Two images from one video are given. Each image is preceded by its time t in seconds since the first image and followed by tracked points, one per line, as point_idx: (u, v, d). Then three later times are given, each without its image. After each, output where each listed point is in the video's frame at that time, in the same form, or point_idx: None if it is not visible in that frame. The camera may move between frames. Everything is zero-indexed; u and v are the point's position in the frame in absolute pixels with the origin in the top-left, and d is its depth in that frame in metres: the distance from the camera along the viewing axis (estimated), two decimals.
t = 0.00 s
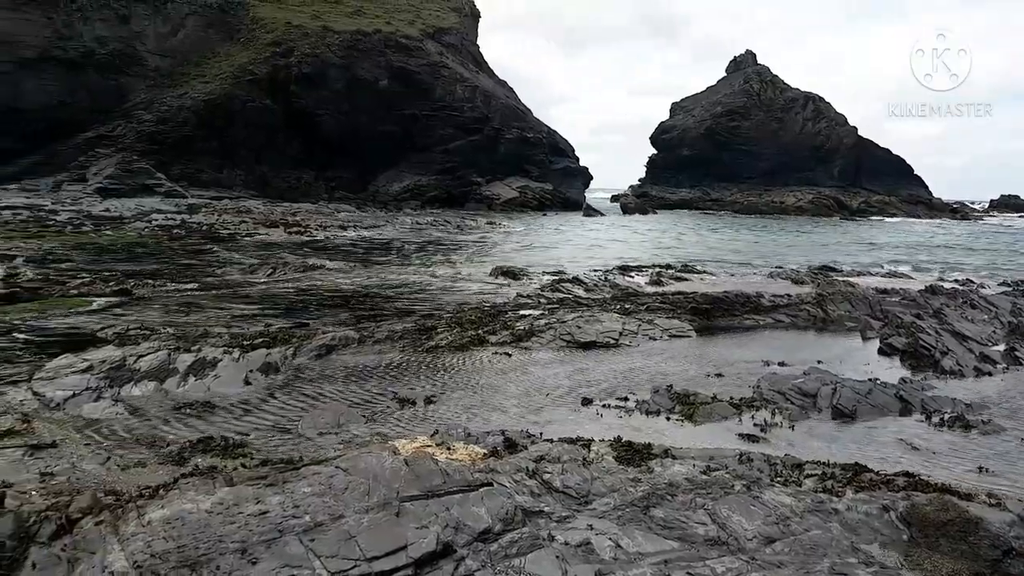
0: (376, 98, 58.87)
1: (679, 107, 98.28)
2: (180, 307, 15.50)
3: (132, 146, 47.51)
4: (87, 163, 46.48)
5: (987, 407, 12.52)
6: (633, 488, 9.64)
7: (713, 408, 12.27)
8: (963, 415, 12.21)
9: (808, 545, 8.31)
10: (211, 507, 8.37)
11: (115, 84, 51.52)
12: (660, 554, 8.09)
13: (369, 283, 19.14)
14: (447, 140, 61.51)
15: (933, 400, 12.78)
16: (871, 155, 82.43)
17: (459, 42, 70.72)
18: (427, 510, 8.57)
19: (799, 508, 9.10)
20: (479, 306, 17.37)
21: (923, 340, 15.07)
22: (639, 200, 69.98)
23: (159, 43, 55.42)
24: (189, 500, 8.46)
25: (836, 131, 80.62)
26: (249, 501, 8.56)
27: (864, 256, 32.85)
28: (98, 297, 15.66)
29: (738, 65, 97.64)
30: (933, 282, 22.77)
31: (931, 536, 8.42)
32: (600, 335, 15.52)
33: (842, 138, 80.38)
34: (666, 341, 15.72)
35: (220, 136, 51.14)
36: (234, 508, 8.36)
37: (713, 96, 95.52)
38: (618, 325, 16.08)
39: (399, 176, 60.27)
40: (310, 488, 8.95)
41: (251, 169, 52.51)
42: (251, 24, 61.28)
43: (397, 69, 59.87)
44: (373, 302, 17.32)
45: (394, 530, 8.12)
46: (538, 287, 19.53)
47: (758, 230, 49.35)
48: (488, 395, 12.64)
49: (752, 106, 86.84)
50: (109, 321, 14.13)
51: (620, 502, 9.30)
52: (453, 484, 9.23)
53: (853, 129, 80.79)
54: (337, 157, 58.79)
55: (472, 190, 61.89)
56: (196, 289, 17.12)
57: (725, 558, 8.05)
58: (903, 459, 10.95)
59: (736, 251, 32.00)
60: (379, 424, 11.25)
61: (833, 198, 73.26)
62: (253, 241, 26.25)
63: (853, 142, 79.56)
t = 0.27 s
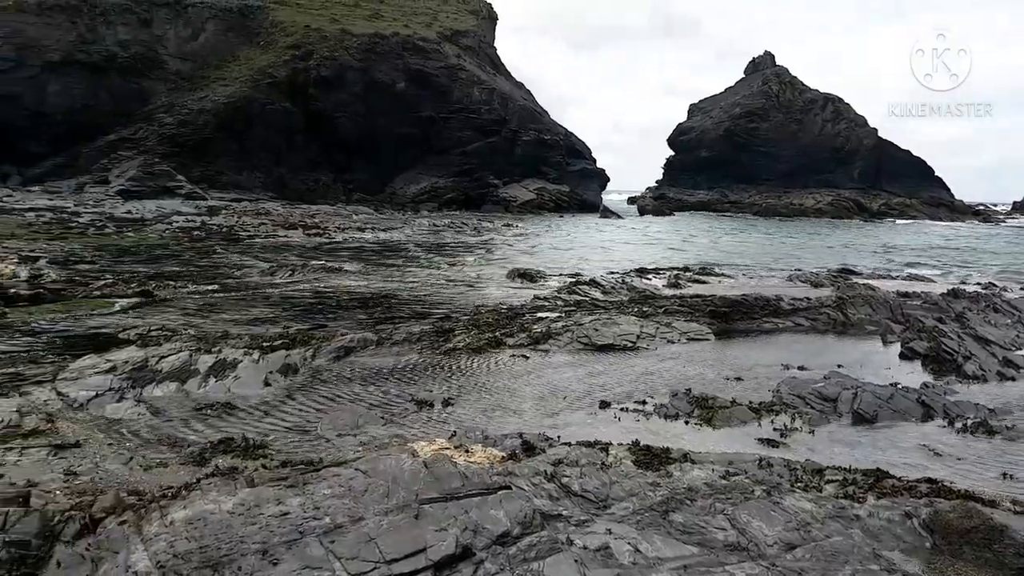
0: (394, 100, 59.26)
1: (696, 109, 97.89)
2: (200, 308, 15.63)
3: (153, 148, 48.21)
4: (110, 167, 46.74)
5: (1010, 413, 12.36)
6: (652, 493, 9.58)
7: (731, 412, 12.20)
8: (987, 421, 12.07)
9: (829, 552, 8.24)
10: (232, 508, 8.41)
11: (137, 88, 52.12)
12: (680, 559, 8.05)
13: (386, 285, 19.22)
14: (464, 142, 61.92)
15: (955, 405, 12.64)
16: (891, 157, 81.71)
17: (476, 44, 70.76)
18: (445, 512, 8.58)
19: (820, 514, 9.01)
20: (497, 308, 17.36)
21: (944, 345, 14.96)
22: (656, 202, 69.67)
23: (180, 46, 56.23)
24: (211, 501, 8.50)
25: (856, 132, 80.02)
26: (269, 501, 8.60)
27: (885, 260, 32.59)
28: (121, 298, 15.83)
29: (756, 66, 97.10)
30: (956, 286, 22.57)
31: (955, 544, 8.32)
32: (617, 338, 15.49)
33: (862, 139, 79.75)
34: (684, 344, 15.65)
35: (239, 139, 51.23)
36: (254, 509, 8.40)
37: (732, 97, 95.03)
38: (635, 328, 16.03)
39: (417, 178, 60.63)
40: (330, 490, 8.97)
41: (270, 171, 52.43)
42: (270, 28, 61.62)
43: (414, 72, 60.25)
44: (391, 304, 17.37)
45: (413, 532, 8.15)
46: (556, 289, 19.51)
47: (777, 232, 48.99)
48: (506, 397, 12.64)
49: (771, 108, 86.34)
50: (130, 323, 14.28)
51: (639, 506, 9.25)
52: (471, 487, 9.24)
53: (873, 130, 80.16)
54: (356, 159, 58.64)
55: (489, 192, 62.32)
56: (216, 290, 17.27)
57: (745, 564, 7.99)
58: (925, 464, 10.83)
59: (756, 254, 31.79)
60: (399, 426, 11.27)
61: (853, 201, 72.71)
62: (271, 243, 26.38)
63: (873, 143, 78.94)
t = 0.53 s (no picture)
0: (412, 105, 59.31)
1: (715, 112, 97.41)
2: (220, 312, 15.74)
3: (175, 153, 48.43)
4: (132, 171, 46.80)
5: None
6: (672, 500, 9.51)
7: (752, 419, 12.11)
8: (1012, 429, 11.89)
9: (852, 561, 8.15)
10: (254, 511, 8.44)
11: (158, 92, 52.77)
12: (700, 567, 8.00)
13: (403, 289, 19.25)
14: (482, 146, 61.84)
15: (980, 412, 12.47)
16: (913, 160, 80.85)
17: (494, 48, 70.34)
18: (465, 518, 8.57)
19: (843, 523, 8.91)
20: (516, 313, 17.35)
21: (969, 351, 14.78)
22: (673, 206, 69.33)
23: (202, 52, 56.76)
24: (233, 505, 8.54)
25: (876, 135, 79.26)
26: (290, 505, 8.63)
27: (907, 265, 32.27)
28: (143, 301, 15.98)
29: (775, 69, 96.47)
30: (983, 292, 22.29)
31: (980, 554, 8.20)
32: (635, 343, 15.42)
33: (883, 142, 78.97)
34: (703, 349, 15.57)
35: (260, 143, 51.76)
36: (276, 512, 8.43)
37: (750, 101, 94.42)
38: (654, 333, 15.96)
39: (434, 183, 60.76)
40: (350, 494, 8.98)
41: (289, 175, 52.79)
42: (290, 33, 61.74)
43: (432, 76, 60.20)
44: (409, 308, 17.39)
45: (434, 537, 8.16)
46: (574, 293, 19.47)
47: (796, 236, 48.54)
48: (525, 403, 12.60)
49: (790, 111, 85.68)
50: (152, 326, 14.41)
51: (660, 513, 9.18)
52: (490, 492, 9.22)
53: (894, 133, 79.39)
54: (374, 163, 58.81)
55: (505, 196, 61.71)
56: (237, 293, 17.43)
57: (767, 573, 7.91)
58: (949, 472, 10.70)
59: (775, 258, 31.51)
60: (419, 431, 11.28)
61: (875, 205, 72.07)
62: (290, 246, 26.49)
63: (894, 146, 78.12)
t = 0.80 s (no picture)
0: (430, 112, 59.20)
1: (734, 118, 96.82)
2: (240, 318, 15.85)
3: (196, 160, 49.10)
4: (155, 177, 47.58)
5: None
6: (692, 510, 9.43)
7: (773, 428, 12.00)
8: None
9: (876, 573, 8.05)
10: (275, 518, 8.46)
11: (180, 100, 53.05)
12: None
13: (420, 296, 19.27)
14: (500, 153, 60.51)
15: (1005, 422, 12.30)
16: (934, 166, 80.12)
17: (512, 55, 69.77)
18: (484, 526, 8.56)
19: (866, 534, 8.79)
20: (534, 320, 17.33)
21: (993, 360, 14.59)
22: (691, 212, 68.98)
23: (223, 60, 56.93)
24: (254, 510, 8.57)
25: (897, 141, 78.63)
26: (311, 512, 8.64)
27: (929, 272, 31.93)
28: (165, 307, 16.15)
29: (795, 75, 95.58)
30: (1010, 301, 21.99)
31: (1007, 568, 8.07)
32: (654, 350, 15.36)
33: (904, 148, 78.40)
34: (723, 357, 15.49)
35: (281, 151, 52.32)
36: (297, 519, 8.45)
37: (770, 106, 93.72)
38: (673, 341, 15.89)
39: (452, 189, 60.28)
40: (370, 501, 8.98)
41: (308, 182, 53.30)
42: (310, 41, 61.00)
43: (451, 83, 59.84)
44: (427, 314, 17.40)
45: (454, 545, 8.15)
46: (592, 300, 19.44)
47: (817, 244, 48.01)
48: (544, 410, 12.58)
49: (810, 116, 84.95)
50: (174, 331, 14.53)
51: (680, 523, 9.10)
52: (510, 501, 9.19)
53: (916, 139, 78.81)
54: (392, 170, 59.11)
55: (523, 203, 60.51)
56: (257, 299, 17.57)
57: None
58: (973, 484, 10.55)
59: (796, 266, 31.16)
60: (439, 438, 11.26)
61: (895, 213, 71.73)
62: (309, 252, 26.69)
63: (915, 152, 77.50)
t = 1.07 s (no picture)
0: (448, 121, 59.40)
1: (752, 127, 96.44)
2: (260, 327, 15.95)
3: (217, 169, 49.56)
4: (176, 186, 47.91)
5: None
6: (713, 524, 9.33)
7: (793, 440, 11.89)
8: None
9: None
10: (294, 527, 8.45)
11: (202, 110, 54.05)
12: None
13: (437, 305, 19.30)
14: (516, 162, 60.80)
15: None
16: (955, 175, 79.55)
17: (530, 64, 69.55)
18: (503, 538, 8.54)
19: (889, 549, 8.65)
20: (552, 329, 17.30)
21: (1017, 373, 14.40)
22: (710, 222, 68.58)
23: (246, 71, 57.94)
24: (274, 520, 8.57)
25: (918, 150, 78.38)
26: (330, 522, 8.63)
27: (951, 282, 31.56)
28: (185, 315, 16.28)
29: (813, 84, 94.88)
30: None
31: None
32: (673, 361, 15.29)
33: (924, 157, 78.10)
34: (742, 368, 15.41)
35: (300, 160, 52.84)
36: (316, 529, 8.45)
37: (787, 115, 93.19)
38: (691, 351, 15.82)
39: (470, 198, 60.35)
40: (389, 512, 8.95)
41: (328, 191, 53.74)
42: (331, 52, 61.88)
43: (469, 94, 60.26)
44: (444, 324, 17.42)
45: (473, 557, 8.13)
46: (610, 310, 19.41)
47: (837, 254, 47.64)
48: (562, 421, 12.55)
49: (829, 126, 84.39)
50: (195, 340, 14.67)
51: (700, 537, 9.00)
52: (529, 512, 9.16)
53: (936, 148, 78.51)
54: (410, 179, 59.12)
55: (540, 211, 60.48)
56: (276, 308, 17.69)
57: None
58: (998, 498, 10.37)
59: (816, 276, 30.90)
60: (457, 448, 11.25)
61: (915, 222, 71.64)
62: (327, 261, 26.90)
63: (936, 161, 77.29)
